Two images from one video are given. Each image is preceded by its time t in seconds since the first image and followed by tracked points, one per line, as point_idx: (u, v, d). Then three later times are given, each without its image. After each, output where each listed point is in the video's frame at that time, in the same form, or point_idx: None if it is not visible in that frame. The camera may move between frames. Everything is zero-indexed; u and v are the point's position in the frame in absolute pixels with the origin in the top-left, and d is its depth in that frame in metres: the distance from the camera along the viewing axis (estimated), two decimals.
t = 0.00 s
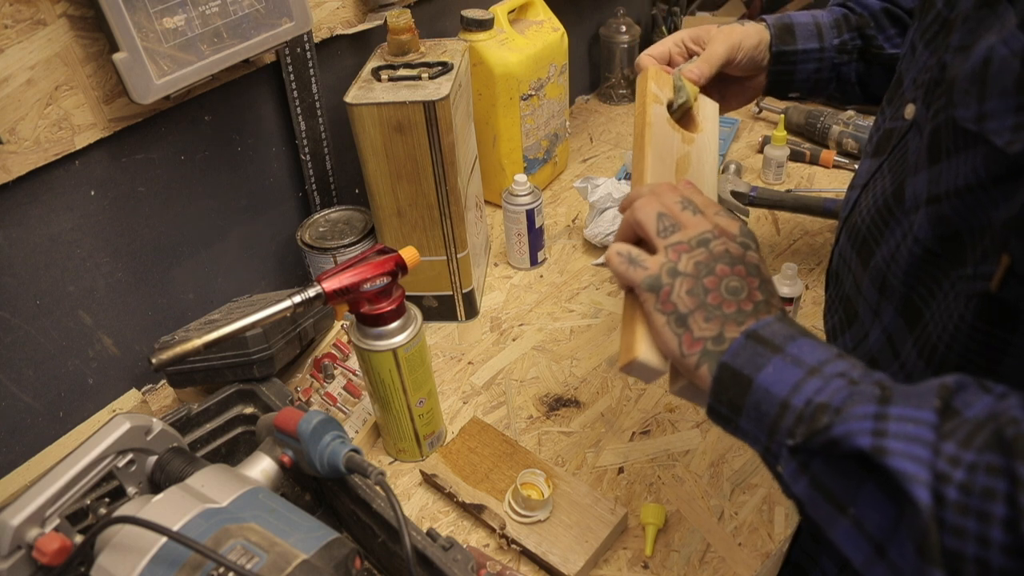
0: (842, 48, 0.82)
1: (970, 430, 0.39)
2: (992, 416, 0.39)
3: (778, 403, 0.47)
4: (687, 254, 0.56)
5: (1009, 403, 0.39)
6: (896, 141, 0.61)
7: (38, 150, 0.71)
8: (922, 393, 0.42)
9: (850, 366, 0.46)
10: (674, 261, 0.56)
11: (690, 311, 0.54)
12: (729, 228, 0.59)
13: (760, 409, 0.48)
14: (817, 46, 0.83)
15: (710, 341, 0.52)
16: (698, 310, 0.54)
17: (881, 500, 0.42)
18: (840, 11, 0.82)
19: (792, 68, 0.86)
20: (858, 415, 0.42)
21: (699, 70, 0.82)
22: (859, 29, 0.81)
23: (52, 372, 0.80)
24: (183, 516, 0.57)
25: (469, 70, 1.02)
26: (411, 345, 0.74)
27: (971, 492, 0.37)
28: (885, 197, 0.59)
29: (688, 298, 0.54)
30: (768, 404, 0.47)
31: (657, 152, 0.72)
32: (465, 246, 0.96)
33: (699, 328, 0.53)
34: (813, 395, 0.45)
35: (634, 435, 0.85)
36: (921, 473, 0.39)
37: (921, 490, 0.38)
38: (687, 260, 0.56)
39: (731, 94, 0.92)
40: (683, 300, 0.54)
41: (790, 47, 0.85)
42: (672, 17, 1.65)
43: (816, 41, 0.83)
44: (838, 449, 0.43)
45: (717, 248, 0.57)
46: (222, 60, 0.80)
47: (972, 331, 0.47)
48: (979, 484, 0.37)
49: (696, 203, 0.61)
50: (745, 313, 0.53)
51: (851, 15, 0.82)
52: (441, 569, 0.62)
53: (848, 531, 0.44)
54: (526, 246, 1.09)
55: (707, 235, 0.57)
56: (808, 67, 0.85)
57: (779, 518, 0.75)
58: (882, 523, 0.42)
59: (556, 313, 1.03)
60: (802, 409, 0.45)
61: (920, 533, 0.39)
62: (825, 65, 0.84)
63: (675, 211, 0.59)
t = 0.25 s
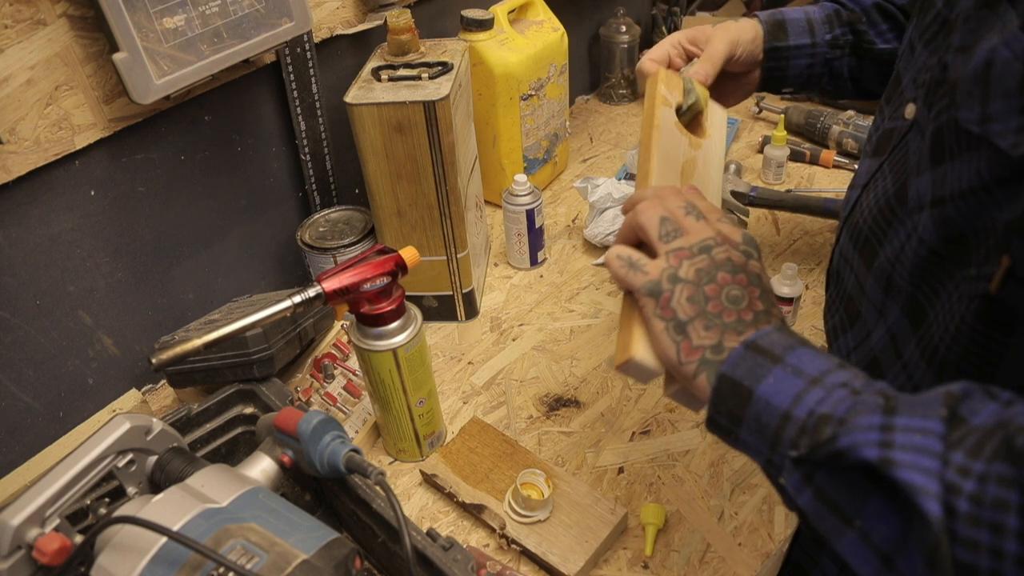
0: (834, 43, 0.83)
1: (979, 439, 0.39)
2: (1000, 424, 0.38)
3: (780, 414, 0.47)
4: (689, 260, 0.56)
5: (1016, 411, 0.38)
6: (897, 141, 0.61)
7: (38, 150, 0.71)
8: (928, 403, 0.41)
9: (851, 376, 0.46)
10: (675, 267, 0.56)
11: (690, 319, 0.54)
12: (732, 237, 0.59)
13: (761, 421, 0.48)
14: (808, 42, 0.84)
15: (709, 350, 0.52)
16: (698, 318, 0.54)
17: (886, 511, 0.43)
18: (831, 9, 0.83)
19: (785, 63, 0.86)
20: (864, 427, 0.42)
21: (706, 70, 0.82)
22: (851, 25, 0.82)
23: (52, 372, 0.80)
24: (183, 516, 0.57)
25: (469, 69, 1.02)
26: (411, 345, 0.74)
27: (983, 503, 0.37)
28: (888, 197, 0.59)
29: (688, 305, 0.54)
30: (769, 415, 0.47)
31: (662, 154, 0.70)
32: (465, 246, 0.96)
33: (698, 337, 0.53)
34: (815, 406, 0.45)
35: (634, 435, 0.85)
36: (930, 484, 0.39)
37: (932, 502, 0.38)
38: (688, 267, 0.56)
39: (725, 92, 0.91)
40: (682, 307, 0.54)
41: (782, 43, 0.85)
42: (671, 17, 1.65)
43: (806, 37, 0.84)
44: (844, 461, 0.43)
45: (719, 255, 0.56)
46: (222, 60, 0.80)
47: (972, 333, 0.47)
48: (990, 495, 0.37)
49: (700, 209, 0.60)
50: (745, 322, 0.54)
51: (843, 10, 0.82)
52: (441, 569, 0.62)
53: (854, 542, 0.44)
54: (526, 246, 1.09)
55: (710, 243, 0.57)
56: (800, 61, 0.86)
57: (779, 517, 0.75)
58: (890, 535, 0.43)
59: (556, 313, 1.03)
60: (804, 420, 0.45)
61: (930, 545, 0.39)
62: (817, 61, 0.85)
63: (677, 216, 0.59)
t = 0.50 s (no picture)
0: (831, 25, 0.78)
1: (995, 449, 0.38)
2: (1016, 433, 0.38)
3: (788, 423, 0.47)
4: (692, 262, 0.56)
5: None
6: (897, 143, 0.61)
7: (38, 150, 0.71)
8: (943, 412, 0.41)
9: (861, 383, 0.46)
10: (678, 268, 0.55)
11: (694, 323, 0.53)
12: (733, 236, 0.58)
13: (768, 429, 0.48)
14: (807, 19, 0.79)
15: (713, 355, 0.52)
16: (702, 322, 0.53)
17: (902, 521, 0.42)
18: None
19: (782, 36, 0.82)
20: (880, 437, 0.41)
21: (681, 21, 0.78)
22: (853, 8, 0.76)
23: (52, 372, 0.80)
24: (183, 516, 0.57)
25: (469, 69, 1.02)
26: (411, 345, 0.74)
27: (1003, 515, 0.37)
28: (890, 199, 0.59)
29: (692, 309, 0.54)
30: (777, 423, 0.47)
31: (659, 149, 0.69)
32: (465, 246, 0.96)
33: (703, 341, 0.52)
34: (825, 414, 0.45)
35: (634, 435, 0.85)
36: (950, 496, 0.39)
37: (952, 515, 0.38)
38: (692, 270, 0.55)
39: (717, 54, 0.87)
40: (687, 311, 0.54)
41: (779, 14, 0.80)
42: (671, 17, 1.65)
43: (806, 13, 0.79)
44: (860, 472, 0.42)
45: (723, 254, 0.56)
46: (223, 60, 0.80)
47: (978, 337, 0.47)
48: (1010, 506, 0.37)
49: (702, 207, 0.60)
50: (749, 326, 0.53)
51: None
52: (441, 569, 0.62)
53: (868, 554, 0.44)
54: (526, 246, 1.09)
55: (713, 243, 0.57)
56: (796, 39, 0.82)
57: (779, 518, 0.75)
58: (904, 545, 0.43)
59: (556, 313, 1.03)
60: (814, 429, 0.45)
61: (949, 556, 0.39)
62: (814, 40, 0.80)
63: (682, 215, 0.58)
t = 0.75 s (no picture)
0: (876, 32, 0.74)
1: (981, 435, 0.38)
2: (1002, 419, 0.38)
3: (786, 409, 0.47)
4: (674, 265, 0.55)
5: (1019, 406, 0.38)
6: (896, 138, 0.61)
7: (38, 150, 0.71)
8: (928, 400, 0.41)
9: (858, 365, 0.46)
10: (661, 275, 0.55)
11: (687, 323, 0.53)
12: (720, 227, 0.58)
13: (767, 415, 0.48)
14: (852, 24, 0.73)
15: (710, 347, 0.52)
16: (694, 320, 0.53)
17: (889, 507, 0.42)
18: None
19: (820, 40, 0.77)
20: (864, 425, 0.42)
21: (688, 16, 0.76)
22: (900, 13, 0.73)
23: (52, 372, 0.80)
24: (183, 516, 0.57)
25: (469, 69, 1.02)
26: (411, 345, 0.74)
27: (984, 499, 0.37)
28: (889, 194, 0.59)
29: (682, 310, 0.53)
30: (775, 409, 0.47)
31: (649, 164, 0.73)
32: (465, 246, 0.96)
33: (699, 338, 0.52)
34: (819, 399, 0.45)
35: (634, 435, 0.85)
36: (929, 483, 0.39)
37: (929, 500, 0.39)
38: (675, 272, 0.55)
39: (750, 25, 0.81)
40: (677, 313, 0.53)
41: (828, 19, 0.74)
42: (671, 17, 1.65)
43: (853, 18, 0.73)
44: (846, 459, 0.43)
45: (704, 250, 0.56)
46: (222, 60, 0.80)
47: (975, 330, 0.47)
48: (991, 491, 0.37)
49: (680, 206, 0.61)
50: (742, 315, 0.52)
51: None
52: (441, 569, 0.62)
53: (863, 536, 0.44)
54: (526, 246, 1.09)
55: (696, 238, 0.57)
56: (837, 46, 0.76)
57: (779, 518, 0.75)
58: (893, 530, 0.42)
59: (556, 313, 1.03)
60: (809, 415, 0.45)
61: (929, 541, 0.40)
62: (857, 47, 0.75)
63: (661, 223, 0.59)
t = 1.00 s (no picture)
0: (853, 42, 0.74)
1: (991, 433, 0.38)
2: (1012, 416, 0.38)
3: (796, 409, 0.46)
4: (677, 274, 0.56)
5: None
6: (902, 135, 0.61)
7: (38, 150, 0.71)
8: (936, 398, 0.41)
9: (866, 363, 0.45)
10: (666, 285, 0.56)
11: (693, 329, 0.53)
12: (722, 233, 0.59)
13: (778, 415, 0.48)
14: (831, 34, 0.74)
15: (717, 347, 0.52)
16: (700, 325, 0.53)
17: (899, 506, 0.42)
18: None
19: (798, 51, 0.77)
20: (872, 427, 0.42)
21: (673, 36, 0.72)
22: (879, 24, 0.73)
23: (52, 372, 0.80)
24: (183, 516, 0.57)
25: (469, 69, 1.02)
26: (411, 345, 0.74)
27: (993, 498, 0.37)
28: (892, 191, 0.59)
29: (687, 317, 0.54)
30: (785, 409, 0.47)
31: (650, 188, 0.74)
32: (465, 246, 0.96)
33: (706, 343, 0.53)
34: (828, 399, 0.45)
35: (634, 435, 0.85)
36: (937, 483, 0.39)
37: (938, 500, 0.39)
38: (679, 281, 0.56)
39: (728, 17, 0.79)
40: (684, 320, 0.54)
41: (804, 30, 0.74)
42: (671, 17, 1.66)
43: (830, 28, 0.73)
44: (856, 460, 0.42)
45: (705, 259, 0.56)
46: (222, 60, 0.80)
47: (980, 326, 0.47)
48: (1000, 489, 0.37)
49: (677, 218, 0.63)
50: (748, 316, 0.53)
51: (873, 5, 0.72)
52: (441, 569, 0.62)
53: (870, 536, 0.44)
54: (526, 246, 1.09)
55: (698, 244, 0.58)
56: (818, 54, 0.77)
57: (779, 518, 0.75)
58: (902, 528, 0.42)
59: (556, 313, 1.03)
60: (819, 415, 0.45)
61: (938, 539, 0.39)
62: (833, 55, 0.76)
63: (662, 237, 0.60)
